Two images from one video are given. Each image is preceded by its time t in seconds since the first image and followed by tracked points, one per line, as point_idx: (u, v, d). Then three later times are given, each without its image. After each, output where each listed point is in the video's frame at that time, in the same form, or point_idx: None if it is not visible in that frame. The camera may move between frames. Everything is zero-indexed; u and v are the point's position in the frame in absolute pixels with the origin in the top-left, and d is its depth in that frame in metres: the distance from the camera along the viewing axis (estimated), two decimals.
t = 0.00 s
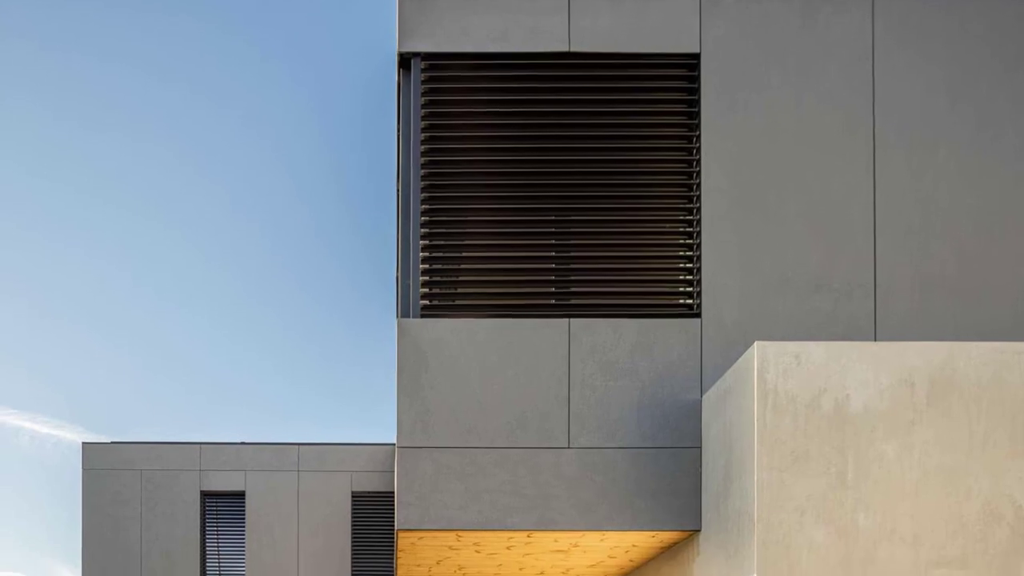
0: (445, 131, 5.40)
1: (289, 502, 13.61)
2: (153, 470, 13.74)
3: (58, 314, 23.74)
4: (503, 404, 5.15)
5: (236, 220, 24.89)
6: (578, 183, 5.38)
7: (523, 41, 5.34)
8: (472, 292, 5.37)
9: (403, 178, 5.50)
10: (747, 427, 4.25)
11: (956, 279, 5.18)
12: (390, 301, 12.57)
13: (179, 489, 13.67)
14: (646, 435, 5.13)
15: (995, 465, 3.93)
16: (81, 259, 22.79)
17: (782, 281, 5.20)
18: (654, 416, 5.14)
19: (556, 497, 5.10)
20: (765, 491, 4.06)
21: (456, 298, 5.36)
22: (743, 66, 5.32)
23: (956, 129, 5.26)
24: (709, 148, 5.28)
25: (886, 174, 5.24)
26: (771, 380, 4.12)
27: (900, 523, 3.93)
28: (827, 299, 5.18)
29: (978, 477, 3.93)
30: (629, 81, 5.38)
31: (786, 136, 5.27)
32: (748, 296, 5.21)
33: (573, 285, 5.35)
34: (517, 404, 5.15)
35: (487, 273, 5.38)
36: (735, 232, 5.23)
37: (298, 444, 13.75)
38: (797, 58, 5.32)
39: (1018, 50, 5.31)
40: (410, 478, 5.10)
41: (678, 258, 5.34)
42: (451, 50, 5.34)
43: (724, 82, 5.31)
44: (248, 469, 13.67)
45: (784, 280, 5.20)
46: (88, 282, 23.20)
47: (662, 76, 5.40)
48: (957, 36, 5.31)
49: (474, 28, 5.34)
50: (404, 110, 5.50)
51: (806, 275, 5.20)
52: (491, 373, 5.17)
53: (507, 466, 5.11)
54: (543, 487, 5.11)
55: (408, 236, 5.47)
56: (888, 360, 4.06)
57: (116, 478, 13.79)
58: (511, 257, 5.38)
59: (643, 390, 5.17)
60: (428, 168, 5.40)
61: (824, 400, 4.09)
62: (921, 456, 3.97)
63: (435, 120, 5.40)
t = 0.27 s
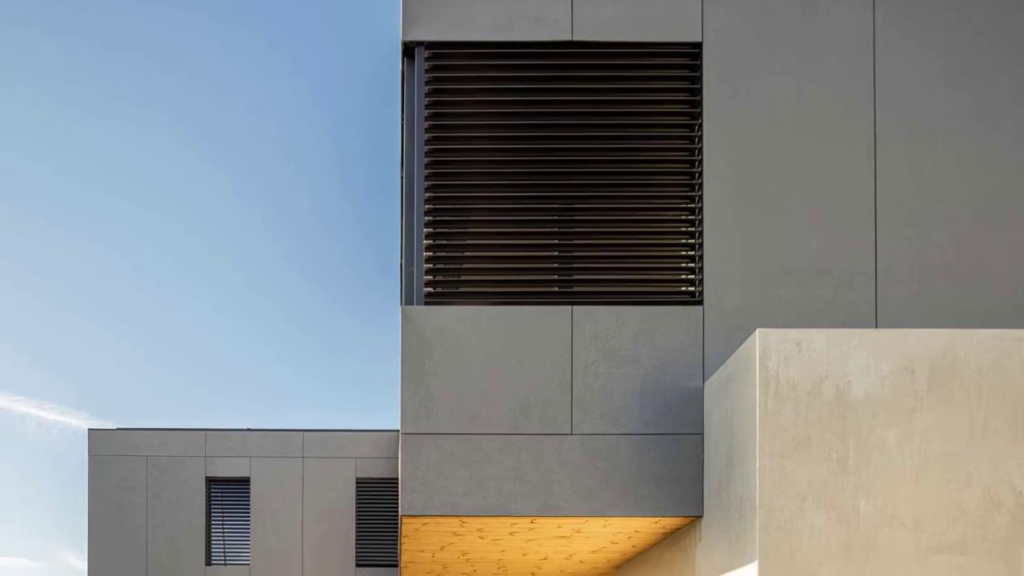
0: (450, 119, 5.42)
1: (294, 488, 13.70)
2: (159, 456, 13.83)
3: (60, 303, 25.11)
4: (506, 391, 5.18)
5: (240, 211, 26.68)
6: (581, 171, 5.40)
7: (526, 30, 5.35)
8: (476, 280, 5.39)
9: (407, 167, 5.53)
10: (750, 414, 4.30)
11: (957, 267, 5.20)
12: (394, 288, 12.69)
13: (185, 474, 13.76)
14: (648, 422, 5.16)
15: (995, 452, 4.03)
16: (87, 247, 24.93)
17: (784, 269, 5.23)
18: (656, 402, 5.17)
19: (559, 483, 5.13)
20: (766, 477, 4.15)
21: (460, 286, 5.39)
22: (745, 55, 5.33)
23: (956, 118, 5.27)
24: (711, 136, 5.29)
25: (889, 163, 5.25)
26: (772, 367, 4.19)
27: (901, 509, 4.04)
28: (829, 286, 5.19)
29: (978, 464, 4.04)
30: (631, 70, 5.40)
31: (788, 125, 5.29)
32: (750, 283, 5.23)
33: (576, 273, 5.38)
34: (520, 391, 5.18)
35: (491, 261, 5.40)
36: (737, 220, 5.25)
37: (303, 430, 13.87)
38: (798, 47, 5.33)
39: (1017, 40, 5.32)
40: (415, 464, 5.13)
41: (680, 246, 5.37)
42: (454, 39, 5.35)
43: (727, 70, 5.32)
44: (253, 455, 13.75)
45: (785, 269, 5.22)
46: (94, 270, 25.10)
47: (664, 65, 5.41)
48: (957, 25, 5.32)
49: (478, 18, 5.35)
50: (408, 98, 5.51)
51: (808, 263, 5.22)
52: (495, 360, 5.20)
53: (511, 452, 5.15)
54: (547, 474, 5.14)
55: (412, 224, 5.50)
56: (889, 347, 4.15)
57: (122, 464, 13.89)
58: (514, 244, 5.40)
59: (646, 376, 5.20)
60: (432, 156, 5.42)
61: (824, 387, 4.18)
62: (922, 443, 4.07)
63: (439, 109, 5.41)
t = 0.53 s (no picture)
0: (454, 107, 5.44)
1: (299, 473, 13.81)
2: (165, 442, 13.93)
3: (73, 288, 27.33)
4: (509, 377, 5.22)
5: (248, 199, 27.93)
6: (584, 159, 5.42)
7: (529, 18, 5.37)
8: (479, 267, 5.42)
9: (411, 154, 5.55)
10: (751, 400, 4.35)
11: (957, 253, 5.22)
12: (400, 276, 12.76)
13: (190, 460, 13.86)
14: (650, 408, 5.19)
15: (995, 438, 4.07)
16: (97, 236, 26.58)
17: (785, 256, 5.25)
18: (658, 388, 5.21)
19: (562, 468, 5.17)
20: (768, 463, 4.19)
21: (463, 273, 5.41)
22: (747, 43, 5.36)
23: (957, 105, 5.29)
24: (712, 125, 5.32)
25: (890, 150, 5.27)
26: (774, 353, 4.23)
27: (901, 494, 4.09)
28: (829, 273, 5.22)
29: (978, 450, 4.08)
30: (634, 58, 5.41)
31: (790, 112, 5.31)
32: (751, 270, 5.26)
33: (579, 260, 5.40)
34: (523, 377, 5.22)
35: (494, 249, 5.43)
36: (739, 207, 5.28)
37: (307, 417, 13.97)
38: (799, 35, 5.36)
39: (1017, 28, 5.34)
40: (419, 449, 5.17)
41: (683, 234, 5.39)
42: (456, 28, 5.37)
43: (728, 59, 5.35)
44: (257, 441, 13.85)
45: (787, 255, 5.24)
46: (102, 255, 27.10)
47: (667, 53, 5.44)
48: (958, 14, 5.35)
49: (481, 6, 5.38)
50: (412, 87, 5.54)
51: (809, 250, 5.24)
52: (498, 346, 5.23)
53: (514, 438, 5.19)
54: (551, 459, 5.18)
55: (416, 211, 5.53)
56: (890, 334, 4.19)
57: (128, 450, 13.98)
58: (517, 231, 5.43)
59: (648, 362, 5.23)
60: (436, 144, 5.44)
61: (825, 372, 4.22)
62: (922, 429, 4.12)
63: (443, 97, 5.43)
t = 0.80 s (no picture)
0: (457, 95, 5.46)
1: (304, 459, 13.90)
2: (171, 427, 14.04)
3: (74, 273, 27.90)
4: (512, 362, 5.25)
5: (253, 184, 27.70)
6: (588, 146, 5.44)
7: (531, 6, 5.40)
8: (483, 253, 5.45)
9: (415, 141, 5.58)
10: (753, 386, 4.39)
11: (958, 239, 5.24)
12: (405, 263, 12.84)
13: (196, 445, 13.97)
14: (653, 393, 5.23)
15: (995, 423, 4.12)
16: (97, 221, 26.25)
17: (787, 242, 5.27)
18: (661, 373, 5.25)
19: (565, 454, 5.20)
20: (770, 448, 4.23)
21: (467, 260, 5.45)
22: (748, 31, 5.37)
23: (957, 92, 5.30)
24: (714, 111, 5.34)
25: (892, 137, 5.28)
26: (776, 338, 4.26)
27: (902, 479, 4.13)
28: (831, 260, 5.24)
29: (978, 435, 4.13)
30: (636, 45, 5.43)
31: (791, 100, 5.33)
32: (753, 255, 5.28)
33: (582, 247, 5.43)
34: (526, 362, 5.25)
35: (498, 235, 5.46)
36: (741, 193, 5.29)
37: (312, 403, 14.05)
38: (800, 23, 5.37)
39: (1016, 15, 5.35)
40: (423, 434, 5.21)
41: (685, 220, 5.41)
42: (459, 15, 5.40)
43: (730, 46, 5.36)
44: (263, 426, 13.96)
45: (788, 241, 5.27)
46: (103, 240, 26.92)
47: (669, 41, 5.45)
48: (958, 2, 5.36)
49: None
50: (415, 74, 5.56)
51: (811, 236, 5.26)
52: (502, 332, 5.27)
53: (518, 423, 5.23)
54: (553, 444, 5.21)
55: (420, 198, 5.56)
56: (891, 320, 4.23)
57: (135, 435, 14.09)
58: (520, 217, 5.46)
59: (651, 347, 5.27)
60: (440, 131, 5.46)
61: (827, 357, 4.26)
62: (923, 414, 4.16)
63: (447, 84, 5.45)
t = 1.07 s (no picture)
0: (461, 82, 5.49)
1: (309, 443, 14.05)
2: (177, 412, 14.16)
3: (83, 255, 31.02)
4: (517, 347, 5.29)
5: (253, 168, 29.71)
6: (590, 132, 5.47)
7: None
8: (487, 239, 5.48)
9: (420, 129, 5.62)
10: (754, 371, 4.44)
11: (960, 225, 5.25)
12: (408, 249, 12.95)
13: (202, 429, 14.10)
14: (656, 378, 5.26)
15: (995, 408, 4.17)
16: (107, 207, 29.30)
17: (789, 228, 5.29)
18: (664, 358, 5.28)
19: (569, 438, 5.23)
20: (772, 433, 4.27)
21: (472, 246, 5.48)
22: (752, 18, 5.40)
23: (957, 79, 5.31)
24: (716, 98, 5.35)
25: (894, 123, 5.30)
26: (777, 324, 4.30)
27: (903, 463, 4.18)
28: (833, 246, 5.26)
29: (979, 420, 4.17)
30: (639, 33, 5.45)
31: (795, 86, 5.34)
32: (756, 241, 5.31)
33: (586, 232, 5.46)
34: (530, 347, 5.29)
35: (502, 221, 5.48)
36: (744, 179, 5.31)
37: (318, 388, 14.21)
38: (802, 11, 5.39)
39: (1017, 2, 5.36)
40: (427, 419, 5.23)
41: (689, 207, 5.44)
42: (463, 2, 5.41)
43: (733, 33, 5.38)
44: (269, 410, 14.09)
45: (790, 226, 5.29)
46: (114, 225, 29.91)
47: (672, 29, 5.46)
48: None
49: None
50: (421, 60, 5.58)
51: (813, 222, 5.29)
52: (506, 317, 5.30)
53: (522, 407, 5.26)
54: (557, 428, 5.25)
55: (425, 184, 5.60)
56: (893, 306, 4.27)
57: (141, 419, 14.20)
58: (523, 203, 5.50)
59: (653, 332, 5.30)
60: (444, 118, 5.49)
61: (829, 342, 4.30)
62: (924, 398, 4.20)
63: (451, 71, 5.47)
